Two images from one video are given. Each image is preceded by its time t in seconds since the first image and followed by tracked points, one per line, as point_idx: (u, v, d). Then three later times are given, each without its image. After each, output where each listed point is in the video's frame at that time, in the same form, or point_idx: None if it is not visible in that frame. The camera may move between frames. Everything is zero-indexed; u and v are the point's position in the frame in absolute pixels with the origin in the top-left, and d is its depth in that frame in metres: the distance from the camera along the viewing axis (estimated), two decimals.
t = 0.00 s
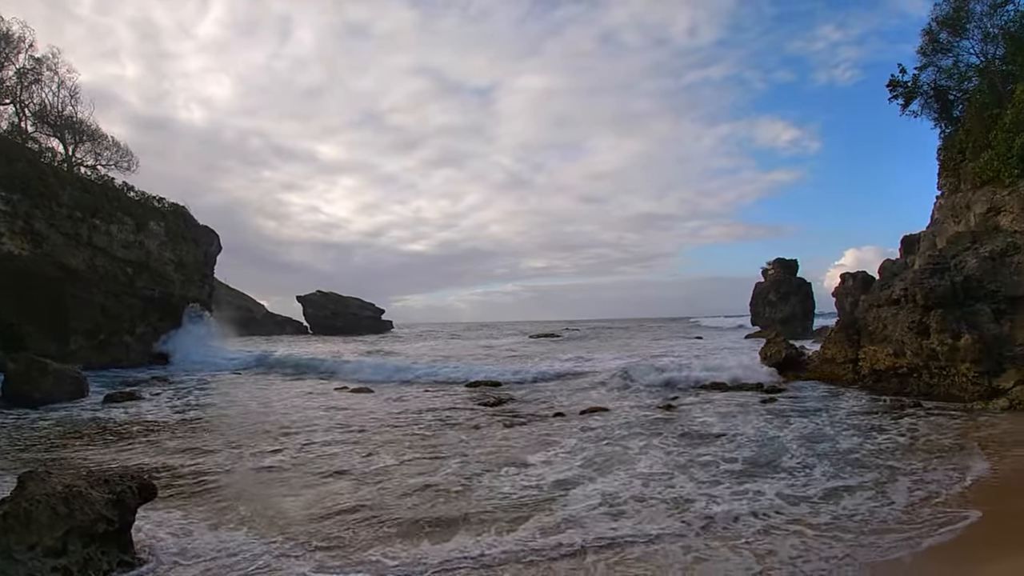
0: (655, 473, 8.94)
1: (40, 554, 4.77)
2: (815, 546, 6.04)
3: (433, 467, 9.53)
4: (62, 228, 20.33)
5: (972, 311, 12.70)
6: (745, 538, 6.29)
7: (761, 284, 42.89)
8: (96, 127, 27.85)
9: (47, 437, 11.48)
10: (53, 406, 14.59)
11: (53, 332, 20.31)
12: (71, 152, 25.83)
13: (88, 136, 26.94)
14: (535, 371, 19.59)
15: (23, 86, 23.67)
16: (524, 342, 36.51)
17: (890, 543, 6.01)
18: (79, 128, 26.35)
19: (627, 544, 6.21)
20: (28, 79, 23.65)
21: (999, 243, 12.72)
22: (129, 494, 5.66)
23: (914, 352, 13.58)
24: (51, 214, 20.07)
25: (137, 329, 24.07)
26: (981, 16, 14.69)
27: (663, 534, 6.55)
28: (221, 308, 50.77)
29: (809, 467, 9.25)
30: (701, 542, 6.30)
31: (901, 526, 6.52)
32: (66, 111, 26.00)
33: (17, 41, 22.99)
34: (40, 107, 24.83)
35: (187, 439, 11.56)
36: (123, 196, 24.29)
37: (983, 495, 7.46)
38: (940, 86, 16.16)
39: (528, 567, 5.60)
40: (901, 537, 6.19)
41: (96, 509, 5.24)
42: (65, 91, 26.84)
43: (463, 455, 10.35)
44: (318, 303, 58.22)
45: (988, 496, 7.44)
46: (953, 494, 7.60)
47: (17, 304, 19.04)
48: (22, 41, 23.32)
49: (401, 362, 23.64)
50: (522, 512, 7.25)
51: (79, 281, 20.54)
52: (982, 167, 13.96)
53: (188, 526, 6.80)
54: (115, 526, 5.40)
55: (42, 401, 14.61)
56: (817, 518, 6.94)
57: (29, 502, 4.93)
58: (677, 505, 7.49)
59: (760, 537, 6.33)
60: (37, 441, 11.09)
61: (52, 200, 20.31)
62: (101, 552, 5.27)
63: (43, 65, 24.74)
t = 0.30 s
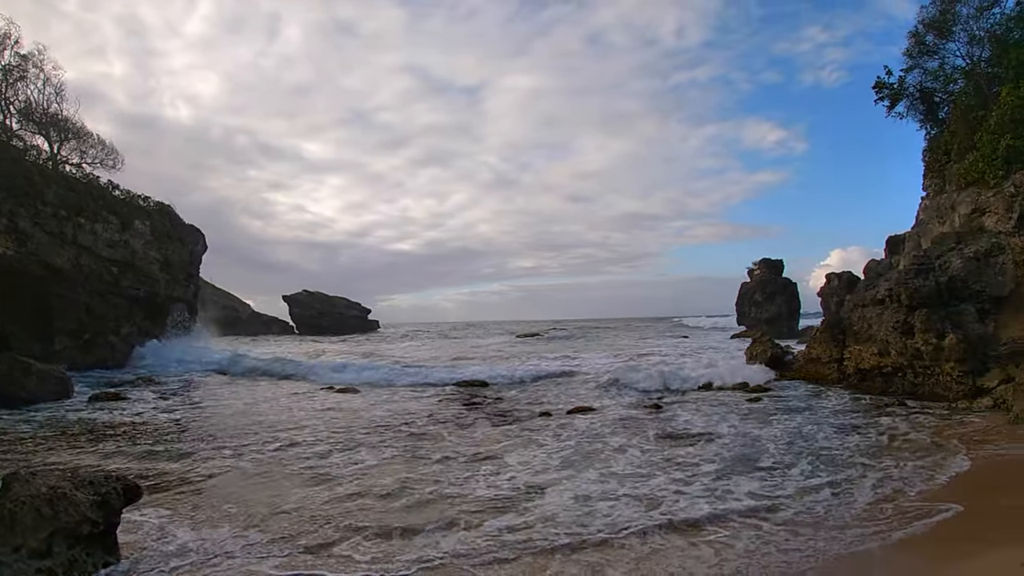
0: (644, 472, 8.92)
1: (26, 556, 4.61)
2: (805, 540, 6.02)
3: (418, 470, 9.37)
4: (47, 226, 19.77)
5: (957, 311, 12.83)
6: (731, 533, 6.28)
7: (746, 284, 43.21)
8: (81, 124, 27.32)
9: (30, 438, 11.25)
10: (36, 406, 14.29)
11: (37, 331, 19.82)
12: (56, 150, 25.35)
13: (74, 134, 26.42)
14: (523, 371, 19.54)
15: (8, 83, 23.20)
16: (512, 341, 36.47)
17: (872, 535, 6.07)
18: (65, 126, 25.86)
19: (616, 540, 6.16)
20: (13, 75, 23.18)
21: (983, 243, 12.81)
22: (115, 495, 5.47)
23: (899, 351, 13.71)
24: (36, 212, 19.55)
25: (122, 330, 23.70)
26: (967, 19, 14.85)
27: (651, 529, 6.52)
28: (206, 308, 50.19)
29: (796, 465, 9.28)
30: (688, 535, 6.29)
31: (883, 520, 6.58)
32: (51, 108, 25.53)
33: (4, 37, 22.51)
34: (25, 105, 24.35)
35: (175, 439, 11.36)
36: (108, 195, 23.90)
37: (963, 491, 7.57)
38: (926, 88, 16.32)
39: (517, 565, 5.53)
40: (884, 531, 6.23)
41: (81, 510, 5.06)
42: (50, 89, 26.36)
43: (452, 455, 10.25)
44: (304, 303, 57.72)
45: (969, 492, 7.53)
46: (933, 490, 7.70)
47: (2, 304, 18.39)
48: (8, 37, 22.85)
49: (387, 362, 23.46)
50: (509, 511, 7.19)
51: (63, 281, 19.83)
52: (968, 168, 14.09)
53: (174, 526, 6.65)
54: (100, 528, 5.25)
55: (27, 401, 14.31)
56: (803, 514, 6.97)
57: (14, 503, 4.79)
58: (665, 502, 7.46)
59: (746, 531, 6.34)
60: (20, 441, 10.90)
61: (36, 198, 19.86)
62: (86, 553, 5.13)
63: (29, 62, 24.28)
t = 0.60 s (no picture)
0: (630, 472, 8.92)
1: (11, 559, 4.40)
2: (795, 546, 6.06)
3: (405, 472, 9.23)
4: (31, 226, 19.29)
5: (942, 311, 12.96)
6: (725, 537, 6.29)
7: (732, 284, 43.52)
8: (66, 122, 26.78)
9: (13, 439, 11.05)
10: (21, 407, 13.96)
11: (21, 334, 19.57)
12: (42, 149, 24.83)
13: (59, 132, 25.85)
14: (511, 371, 19.49)
15: None
16: (500, 342, 36.38)
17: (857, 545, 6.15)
18: (51, 124, 25.33)
19: (612, 544, 6.15)
20: None
21: (968, 244, 12.92)
22: (99, 497, 5.37)
23: (884, 351, 13.80)
24: (20, 212, 19.03)
25: (107, 330, 23.28)
26: (953, 22, 15.02)
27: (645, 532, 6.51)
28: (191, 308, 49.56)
29: (784, 466, 9.27)
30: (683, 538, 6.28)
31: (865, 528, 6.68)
32: (36, 106, 25.04)
33: None
34: (10, 102, 23.87)
35: (160, 441, 11.14)
36: (93, 194, 23.30)
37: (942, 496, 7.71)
38: (911, 91, 16.49)
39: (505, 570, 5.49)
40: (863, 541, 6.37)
41: (66, 512, 4.94)
42: (36, 86, 25.86)
43: (440, 457, 10.13)
44: (291, 303, 57.20)
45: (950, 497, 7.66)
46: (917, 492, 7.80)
47: None
48: None
49: (374, 363, 23.25)
50: (503, 515, 7.13)
51: (49, 281, 19.59)
52: (953, 170, 14.23)
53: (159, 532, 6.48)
54: (86, 530, 5.15)
55: (10, 402, 14.04)
56: (793, 515, 7.01)
57: None
58: (659, 504, 7.43)
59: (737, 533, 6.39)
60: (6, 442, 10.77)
61: (21, 197, 19.34)
62: (72, 557, 5.02)
63: (14, 59, 23.80)
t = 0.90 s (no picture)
0: (604, 472, 9.11)
1: None
2: (766, 560, 6.16)
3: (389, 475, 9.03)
4: (13, 225, 19.54)
5: (925, 314, 13.02)
6: (713, 555, 6.25)
7: (717, 286, 43.78)
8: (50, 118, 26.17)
9: None
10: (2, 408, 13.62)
11: (5, 334, 19.52)
12: (25, 146, 24.25)
13: (45, 130, 25.16)
14: (498, 373, 19.39)
15: None
16: (488, 343, 36.25)
17: (845, 556, 6.19)
18: (35, 121, 24.77)
19: (604, 563, 6.04)
20: None
21: (952, 247, 13.02)
22: (82, 499, 5.20)
23: (868, 352, 13.79)
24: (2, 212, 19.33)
25: (91, 331, 22.62)
26: (939, 28, 15.18)
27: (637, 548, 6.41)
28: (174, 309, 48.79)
29: (772, 469, 9.23)
30: (677, 557, 6.19)
31: (851, 536, 6.73)
32: (21, 103, 24.51)
33: None
34: None
35: (147, 442, 10.91)
36: (79, 193, 23.21)
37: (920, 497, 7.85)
38: (897, 95, 16.64)
39: None
40: (840, 545, 6.46)
41: (48, 514, 4.72)
42: (20, 83, 25.32)
43: (429, 458, 10.00)
44: (275, 304, 56.54)
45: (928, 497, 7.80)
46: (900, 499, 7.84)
47: None
48: None
49: (359, 364, 23.00)
50: (494, 524, 7.01)
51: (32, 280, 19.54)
52: (937, 174, 14.35)
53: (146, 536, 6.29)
54: (69, 532, 4.92)
55: None
56: (780, 530, 6.96)
57: None
58: (649, 515, 7.36)
59: (726, 552, 6.32)
60: None
61: (3, 196, 19.77)
62: (55, 559, 4.76)
63: None
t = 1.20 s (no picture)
0: (581, 471, 9.19)
1: None
2: (750, 559, 6.17)
3: (371, 476, 8.91)
4: None
5: (908, 316, 13.11)
6: (703, 559, 6.14)
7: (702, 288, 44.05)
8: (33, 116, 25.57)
9: None
10: None
11: None
12: (8, 144, 23.67)
13: (29, 128, 24.57)
14: (486, 374, 19.29)
15: None
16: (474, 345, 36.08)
17: (830, 558, 6.14)
18: (19, 119, 24.18)
19: (596, 566, 5.98)
20: None
21: (935, 250, 13.09)
22: (66, 502, 4.98)
23: (851, 355, 13.89)
24: None
25: (74, 332, 22.10)
26: (923, 33, 15.36)
27: (625, 550, 6.41)
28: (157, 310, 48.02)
29: (763, 471, 9.20)
30: (671, 560, 6.14)
31: (837, 538, 6.69)
32: (3, 100, 23.92)
33: None
34: None
35: (133, 442, 10.72)
36: (63, 192, 22.74)
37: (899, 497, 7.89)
38: (881, 99, 16.83)
39: None
40: (830, 544, 6.48)
41: (32, 516, 4.53)
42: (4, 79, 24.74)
43: (418, 458, 9.92)
44: (260, 305, 55.88)
45: (907, 497, 7.85)
46: (883, 500, 7.84)
47: None
48: None
49: (344, 365, 22.72)
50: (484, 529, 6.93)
51: (15, 280, 19.07)
52: (920, 178, 14.50)
53: (130, 544, 6.10)
54: (53, 535, 4.70)
55: None
56: (766, 533, 6.92)
57: None
58: (642, 518, 7.33)
59: (712, 556, 6.21)
60: None
61: None
62: (38, 562, 4.53)
63: None
